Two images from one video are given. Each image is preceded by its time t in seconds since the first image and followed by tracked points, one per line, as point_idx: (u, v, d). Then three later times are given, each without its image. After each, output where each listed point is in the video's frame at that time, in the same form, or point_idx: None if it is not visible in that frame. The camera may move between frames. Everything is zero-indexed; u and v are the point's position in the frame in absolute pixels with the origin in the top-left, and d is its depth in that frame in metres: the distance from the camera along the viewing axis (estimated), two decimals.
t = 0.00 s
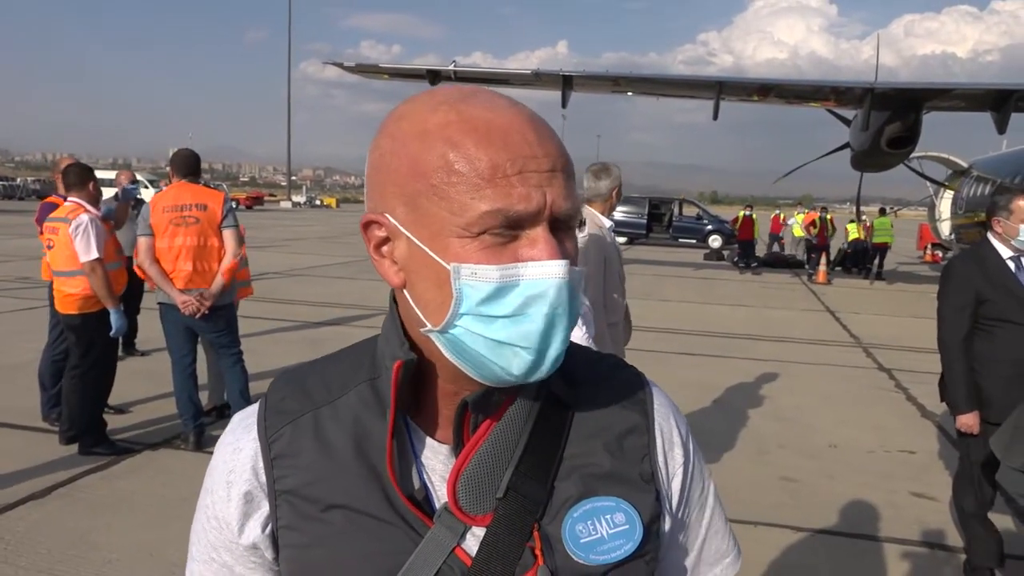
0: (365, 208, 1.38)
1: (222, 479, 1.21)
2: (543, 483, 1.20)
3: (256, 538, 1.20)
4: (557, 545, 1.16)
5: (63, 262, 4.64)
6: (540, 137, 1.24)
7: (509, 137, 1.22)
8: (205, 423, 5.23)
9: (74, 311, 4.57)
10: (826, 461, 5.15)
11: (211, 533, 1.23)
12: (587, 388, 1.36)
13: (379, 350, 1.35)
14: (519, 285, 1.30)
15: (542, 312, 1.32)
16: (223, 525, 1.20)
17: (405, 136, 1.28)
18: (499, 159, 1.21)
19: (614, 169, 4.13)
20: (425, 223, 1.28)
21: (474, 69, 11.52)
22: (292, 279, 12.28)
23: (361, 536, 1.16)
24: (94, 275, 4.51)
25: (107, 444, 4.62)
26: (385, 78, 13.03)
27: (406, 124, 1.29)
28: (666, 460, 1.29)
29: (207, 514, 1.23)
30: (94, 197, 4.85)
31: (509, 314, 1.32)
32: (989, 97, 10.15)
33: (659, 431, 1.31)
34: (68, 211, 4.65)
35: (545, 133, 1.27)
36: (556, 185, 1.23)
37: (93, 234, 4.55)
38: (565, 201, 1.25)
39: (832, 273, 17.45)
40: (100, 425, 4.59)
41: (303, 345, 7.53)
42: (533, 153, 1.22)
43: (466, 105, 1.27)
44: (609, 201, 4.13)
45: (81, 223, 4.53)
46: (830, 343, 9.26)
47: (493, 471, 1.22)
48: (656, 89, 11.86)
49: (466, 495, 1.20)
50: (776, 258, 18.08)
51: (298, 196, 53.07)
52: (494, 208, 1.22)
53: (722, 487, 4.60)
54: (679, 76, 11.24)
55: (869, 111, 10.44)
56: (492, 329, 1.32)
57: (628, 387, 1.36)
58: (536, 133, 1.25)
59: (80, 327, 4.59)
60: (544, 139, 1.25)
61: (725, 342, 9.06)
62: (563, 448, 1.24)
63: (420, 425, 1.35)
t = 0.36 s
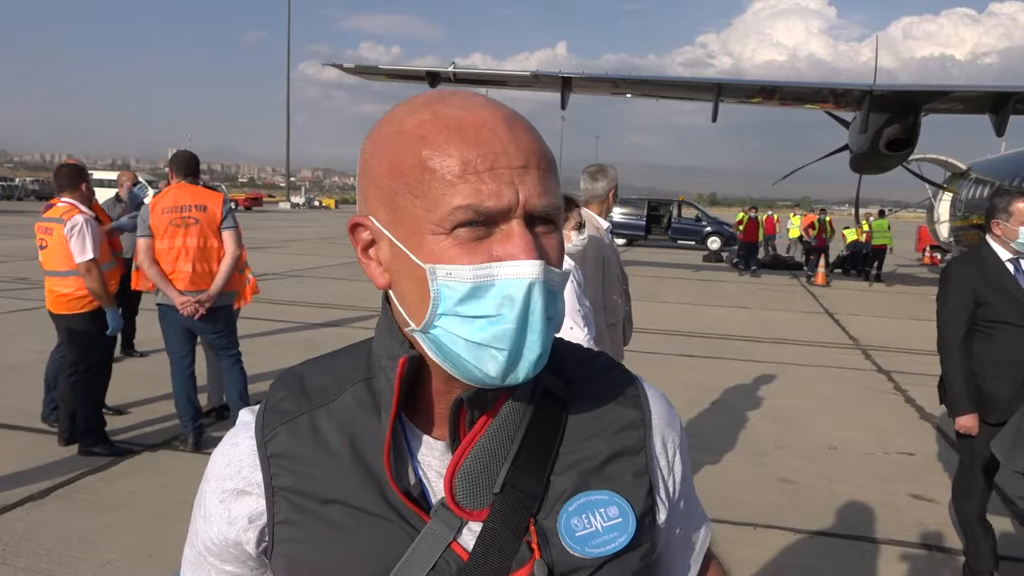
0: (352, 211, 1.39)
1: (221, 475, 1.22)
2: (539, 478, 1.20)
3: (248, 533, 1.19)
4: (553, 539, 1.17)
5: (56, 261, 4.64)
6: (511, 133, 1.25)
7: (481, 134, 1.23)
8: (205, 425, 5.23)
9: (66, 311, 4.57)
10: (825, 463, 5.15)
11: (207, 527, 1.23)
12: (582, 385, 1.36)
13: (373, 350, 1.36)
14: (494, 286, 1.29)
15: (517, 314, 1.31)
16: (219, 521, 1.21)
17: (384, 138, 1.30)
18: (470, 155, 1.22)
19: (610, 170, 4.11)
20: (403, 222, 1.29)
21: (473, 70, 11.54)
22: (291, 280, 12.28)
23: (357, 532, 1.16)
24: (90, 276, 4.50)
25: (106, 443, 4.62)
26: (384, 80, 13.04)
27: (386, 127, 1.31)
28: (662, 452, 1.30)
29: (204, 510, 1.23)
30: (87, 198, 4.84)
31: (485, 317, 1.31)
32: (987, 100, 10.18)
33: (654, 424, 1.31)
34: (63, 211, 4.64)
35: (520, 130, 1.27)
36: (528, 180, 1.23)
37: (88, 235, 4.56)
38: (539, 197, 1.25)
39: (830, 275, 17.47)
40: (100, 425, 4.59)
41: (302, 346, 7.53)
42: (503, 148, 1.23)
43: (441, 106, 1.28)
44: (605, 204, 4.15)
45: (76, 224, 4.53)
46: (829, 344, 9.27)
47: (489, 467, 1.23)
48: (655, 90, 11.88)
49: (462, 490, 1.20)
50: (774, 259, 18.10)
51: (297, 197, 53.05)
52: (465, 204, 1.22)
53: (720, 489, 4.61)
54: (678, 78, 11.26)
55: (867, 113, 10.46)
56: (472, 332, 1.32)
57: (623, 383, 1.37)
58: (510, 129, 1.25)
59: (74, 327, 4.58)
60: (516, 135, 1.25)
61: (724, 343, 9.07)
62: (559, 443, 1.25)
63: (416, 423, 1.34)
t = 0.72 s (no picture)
0: (357, 199, 1.37)
1: (216, 478, 1.20)
2: (534, 469, 1.20)
3: (250, 534, 1.18)
4: (550, 528, 1.16)
5: (49, 258, 4.60)
6: (527, 130, 1.25)
7: (498, 128, 1.24)
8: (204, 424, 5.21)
9: (60, 309, 4.56)
10: (823, 462, 5.16)
11: (202, 531, 1.20)
12: (574, 376, 1.37)
13: (368, 347, 1.35)
14: (505, 272, 1.31)
15: (526, 300, 1.32)
16: (217, 523, 1.19)
17: (397, 129, 1.29)
18: (488, 146, 1.22)
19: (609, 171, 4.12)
20: (416, 209, 1.28)
21: (471, 70, 11.53)
22: (289, 280, 12.26)
23: (358, 528, 1.15)
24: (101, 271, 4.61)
25: (105, 441, 4.60)
26: (381, 79, 13.02)
27: (398, 118, 1.30)
28: (651, 441, 1.31)
29: (200, 515, 1.20)
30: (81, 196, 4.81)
31: (493, 301, 1.32)
32: (985, 100, 10.18)
33: (643, 415, 1.32)
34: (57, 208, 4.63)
35: (532, 127, 1.28)
36: (542, 175, 1.24)
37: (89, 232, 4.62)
38: (551, 192, 1.27)
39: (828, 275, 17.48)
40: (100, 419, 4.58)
41: (300, 346, 7.52)
42: (520, 143, 1.23)
43: (457, 100, 1.28)
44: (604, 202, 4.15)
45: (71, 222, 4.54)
46: (827, 344, 9.28)
47: (484, 459, 1.23)
48: (653, 90, 11.87)
49: (459, 481, 1.20)
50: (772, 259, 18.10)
51: (295, 196, 52.99)
52: (483, 193, 1.22)
53: (719, 489, 4.60)
54: (676, 78, 11.25)
55: (866, 113, 10.45)
56: (478, 313, 1.31)
57: (613, 375, 1.37)
58: (524, 126, 1.26)
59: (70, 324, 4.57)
60: (529, 132, 1.26)
61: (722, 343, 9.07)
62: (552, 433, 1.25)
63: (414, 420, 1.33)
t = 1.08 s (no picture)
0: (363, 202, 1.36)
1: (221, 483, 1.19)
2: (540, 474, 1.20)
3: (255, 539, 1.18)
4: (556, 534, 1.16)
5: (47, 259, 4.58)
6: (533, 128, 1.25)
7: (505, 127, 1.23)
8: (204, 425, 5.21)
9: (62, 308, 4.56)
10: (824, 462, 5.16)
11: (208, 536, 1.20)
12: (579, 382, 1.36)
13: (375, 350, 1.34)
14: (517, 272, 1.30)
15: (538, 297, 1.32)
16: (223, 528, 1.18)
17: (403, 131, 1.28)
18: (496, 146, 1.22)
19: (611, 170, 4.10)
20: (425, 211, 1.27)
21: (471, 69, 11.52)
22: (289, 280, 12.26)
23: (364, 533, 1.15)
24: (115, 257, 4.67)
25: (106, 439, 4.59)
26: (381, 79, 13.01)
27: (404, 120, 1.29)
28: (655, 448, 1.31)
29: (204, 519, 1.20)
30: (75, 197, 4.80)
31: (505, 300, 1.31)
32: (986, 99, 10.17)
33: (647, 421, 1.32)
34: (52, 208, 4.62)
35: (539, 125, 1.28)
36: (550, 174, 1.24)
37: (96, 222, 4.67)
38: (559, 190, 1.26)
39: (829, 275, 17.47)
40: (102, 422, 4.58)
41: (300, 346, 7.51)
42: (528, 141, 1.23)
43: (463, 101, 1.28)
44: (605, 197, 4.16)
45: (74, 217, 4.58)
46: (828, 344, 9.27)
47: (491, 464, 1.22)
48: (653, 89, 11.86)
49: (465, 486, 1.20)
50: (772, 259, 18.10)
51: (295, 196, 52.98)
52: (492, 193, 1.22)
53: (719, 489, 4.60)
54: (677, 77, 11.24)
55: (866, 112, 10.44)
56: (490, 314, 1.31)
57: (617, 381, 1.37)
58: (530, 124, 1.26)
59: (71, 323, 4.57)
60: (536, 130, 1.26)
61: (722, 343, 9.07)
62: (558, 439, 1.24)
63: (422, 424, 1.32)
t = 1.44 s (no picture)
0: (362, 205, 1.37)
1: (226, 480, 1.19)
2: (537, 471, 1.21)
3: (262, 537, 1.18)
4: (551, 530, 1.17)
5: (47, 261, 4.59)
6: (528, 130, 1.26)
7: (499, 129, 1.24)
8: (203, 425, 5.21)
9: (60, 310, 4.56)
10: (822, 464, 5.17)
11: (214, 533, 1.19)
12: (575, 382, 1.37)
13: (377, 350, 1.35)
14: (512, 271, 1.31)
15: (532, 297, 1.32)
16: (228, 527, 1.18)
17: (400, 134, 1.29)
18: (490, 148, 1.22)
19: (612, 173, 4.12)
20: (422, 213, 1.28)
21: (470, 71, 11.55)
22: (288, 281, 12.28)
23: (367, 529, 1.15)
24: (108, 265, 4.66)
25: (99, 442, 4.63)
26: (381, 81, 13.04)
27: (402, 123, 1.30)
28: (651, 449, 1.31)
29: (209, 516, 1.20)
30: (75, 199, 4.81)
31: (500, 298, 1.31)
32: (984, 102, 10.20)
33: (643, 421, 1.33)
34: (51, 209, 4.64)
35: (533, 127, 1.29)
36: (544, 175, 1.25)
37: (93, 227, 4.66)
38: (553, 190, 1.27)
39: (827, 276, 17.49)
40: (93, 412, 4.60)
41: (300, 348, 7.52)
42: (522, 143, 1.24)
43: (458, 103, 1.28)
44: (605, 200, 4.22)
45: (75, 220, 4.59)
46: (827, 346, 9.29)
47: (488, 460, 1.23)
48: (652, 92, 11.90)
49: (462, 483, 1.21)
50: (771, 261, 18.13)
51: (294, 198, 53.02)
52: (486, 195, 1.23)
53: (717, 490, 4.62)
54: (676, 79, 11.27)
55: (864, 114, 10.45)
56: (485, 312, 1.31)
57: (614, 382, 1.38)
58: (524, 125, 1.27)
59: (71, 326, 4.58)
60: (531, 132, 1.27)
61: (721, 344, 9.08)
62: (554, 438, 1.25)
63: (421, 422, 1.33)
